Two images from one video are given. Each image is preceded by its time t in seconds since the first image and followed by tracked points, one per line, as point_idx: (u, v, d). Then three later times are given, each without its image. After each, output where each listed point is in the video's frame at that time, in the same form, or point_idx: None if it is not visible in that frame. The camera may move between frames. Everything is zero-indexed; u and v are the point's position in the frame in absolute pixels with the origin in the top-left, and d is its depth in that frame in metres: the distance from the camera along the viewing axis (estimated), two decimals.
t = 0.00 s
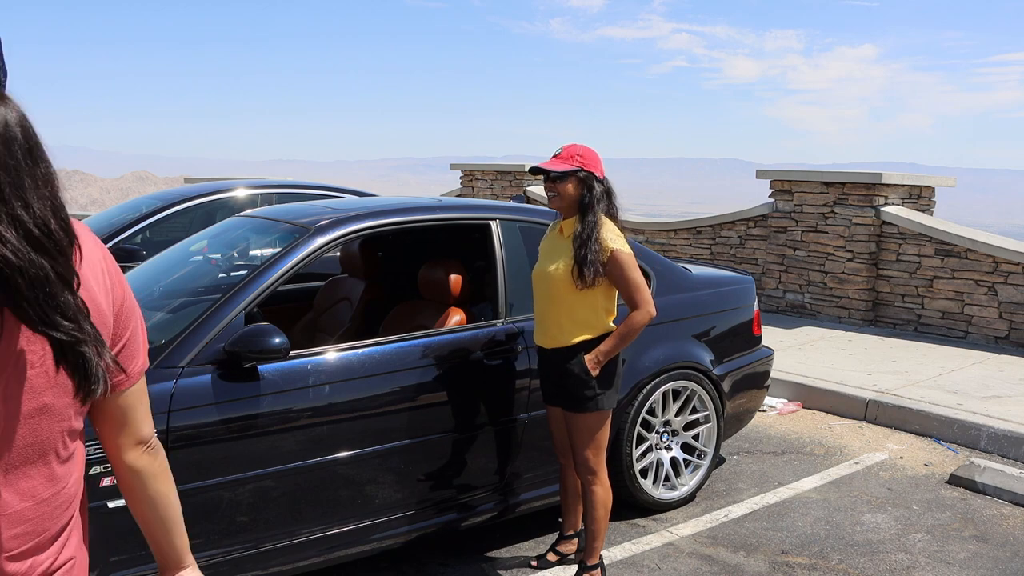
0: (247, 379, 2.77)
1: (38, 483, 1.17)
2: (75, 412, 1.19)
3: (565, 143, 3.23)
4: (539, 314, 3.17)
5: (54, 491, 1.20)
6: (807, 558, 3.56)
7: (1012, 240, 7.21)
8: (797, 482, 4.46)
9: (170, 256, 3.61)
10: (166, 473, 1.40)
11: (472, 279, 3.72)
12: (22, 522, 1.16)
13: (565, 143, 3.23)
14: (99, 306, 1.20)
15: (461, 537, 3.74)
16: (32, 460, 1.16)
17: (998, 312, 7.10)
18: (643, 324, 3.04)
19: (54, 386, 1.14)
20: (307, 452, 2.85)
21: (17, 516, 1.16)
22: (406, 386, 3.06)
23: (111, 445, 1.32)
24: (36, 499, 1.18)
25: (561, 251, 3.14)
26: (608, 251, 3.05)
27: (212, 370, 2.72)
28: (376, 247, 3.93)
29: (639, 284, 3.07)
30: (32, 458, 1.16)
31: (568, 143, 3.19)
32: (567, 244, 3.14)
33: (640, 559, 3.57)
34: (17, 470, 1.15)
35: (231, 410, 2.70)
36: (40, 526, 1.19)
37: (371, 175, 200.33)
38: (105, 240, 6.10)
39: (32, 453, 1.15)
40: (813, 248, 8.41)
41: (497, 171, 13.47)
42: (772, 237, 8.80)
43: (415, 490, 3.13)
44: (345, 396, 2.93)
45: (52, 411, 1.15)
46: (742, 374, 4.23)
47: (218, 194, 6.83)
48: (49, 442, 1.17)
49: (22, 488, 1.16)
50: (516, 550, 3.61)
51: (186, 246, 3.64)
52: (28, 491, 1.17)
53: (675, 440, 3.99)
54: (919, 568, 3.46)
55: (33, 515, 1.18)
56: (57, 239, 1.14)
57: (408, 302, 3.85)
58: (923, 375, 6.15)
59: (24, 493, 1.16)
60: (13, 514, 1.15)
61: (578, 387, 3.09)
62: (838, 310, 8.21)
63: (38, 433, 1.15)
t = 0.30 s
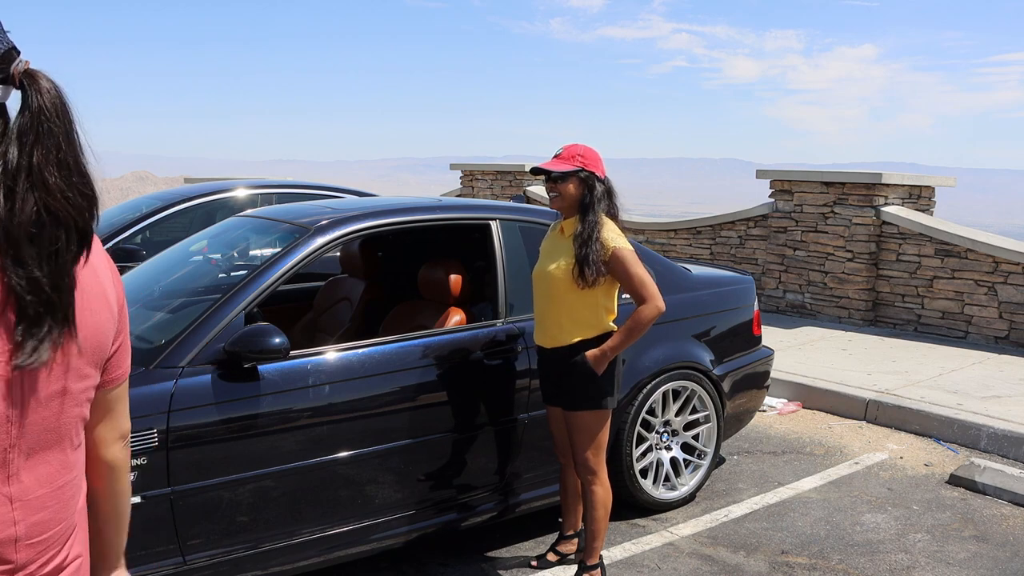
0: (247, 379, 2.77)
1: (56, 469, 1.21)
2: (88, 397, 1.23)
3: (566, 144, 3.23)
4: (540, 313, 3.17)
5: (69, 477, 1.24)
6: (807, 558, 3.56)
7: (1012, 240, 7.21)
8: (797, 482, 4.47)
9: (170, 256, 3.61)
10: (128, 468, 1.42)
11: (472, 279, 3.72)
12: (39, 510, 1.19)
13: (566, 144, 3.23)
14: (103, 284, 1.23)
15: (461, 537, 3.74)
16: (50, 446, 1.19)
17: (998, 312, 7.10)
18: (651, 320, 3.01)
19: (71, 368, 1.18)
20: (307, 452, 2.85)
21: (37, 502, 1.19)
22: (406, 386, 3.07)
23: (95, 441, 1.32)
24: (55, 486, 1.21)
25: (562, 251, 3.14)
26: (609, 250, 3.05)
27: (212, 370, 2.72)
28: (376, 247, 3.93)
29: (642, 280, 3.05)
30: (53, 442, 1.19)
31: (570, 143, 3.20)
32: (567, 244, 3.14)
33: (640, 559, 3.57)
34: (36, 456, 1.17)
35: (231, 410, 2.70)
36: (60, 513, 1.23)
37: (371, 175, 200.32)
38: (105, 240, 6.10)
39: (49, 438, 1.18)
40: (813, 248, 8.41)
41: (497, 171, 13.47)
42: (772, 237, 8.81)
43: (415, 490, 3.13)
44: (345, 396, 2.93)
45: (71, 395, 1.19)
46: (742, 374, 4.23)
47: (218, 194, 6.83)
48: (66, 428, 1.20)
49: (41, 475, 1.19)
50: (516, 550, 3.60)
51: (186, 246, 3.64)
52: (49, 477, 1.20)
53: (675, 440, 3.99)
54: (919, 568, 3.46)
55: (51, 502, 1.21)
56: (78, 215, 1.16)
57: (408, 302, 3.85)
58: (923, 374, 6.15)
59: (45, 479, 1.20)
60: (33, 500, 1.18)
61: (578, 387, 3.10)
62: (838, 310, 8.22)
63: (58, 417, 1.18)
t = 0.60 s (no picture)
0: (247, 380, 2.77)
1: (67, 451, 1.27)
2: (92, 379, 1.30)
3: (569, 144, 3.23)
4: (540, 313, 3.18)
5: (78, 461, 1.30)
6: (807, 558, 3.56)
7: (1012, 240, 7.21)
8: (797, 482, 4.46)
9: (171, 256, 3.61)
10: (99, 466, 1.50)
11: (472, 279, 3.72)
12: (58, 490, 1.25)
13: (569, 144, 3.23)
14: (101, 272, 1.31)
15: (461, 537, 3.74)
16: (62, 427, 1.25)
17: (998, 312, 7.10)
18: (647, 325, 3.02)
19: (79, 349, 1.26)
20: (307, 452, 2.85)
21: (54, 482, 1.24)
22: (406, 386, 3.07)
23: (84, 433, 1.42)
24: (68, 468, 1.27)
25: (564, 251, 3.13)
26: (610, 251, 3.05)
27: (212, 370, 2.72)
28: (376, 247, 3.93)
29: (642, 284, 3.05)
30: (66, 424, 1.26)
31: (572, 144, 3.19)
32: (569, 244, 3.14)
33: (640, 559, 3.57)
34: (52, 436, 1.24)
35: (231, 411, 2.70)
36: (73, 496, 1.29)
37: (371, 175, 200.31)
38: (105, 240, 6.10)
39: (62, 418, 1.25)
40: (813, 248, 8.41)
41: (497, 171, 13.46)
42: (772, 237, 8.80)
43: (415, 490, 3.13)
44: (345, 396, 2.93)
45: (79, 375, 1.27)
46: (742, 374, 4.23)
47: (218, 194, 6.83)
48: (75, 410, 1.27)
49: (55, 456, 1.24)
50: (516, 550, 3.61)
51: (186, 246, 3.64)
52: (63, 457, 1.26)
53: (675, 440, 3.99)
54: (919, 568, 3.46)
55: (65, 485, 1.26)
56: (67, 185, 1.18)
57: (408, 303, 3.85)
58: (923, 375, 6.14)
59: (59, 460, 1.25)
60: (50, 480, 1.23)
61: (577, 388, 3.10)
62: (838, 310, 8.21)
63: (69, 397, 1.25)
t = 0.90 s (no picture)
0: (247, 379, 2.77)
1: (57, 459, 1.19)
2: (87, 385, 1.21)
3: (569, 145, 3.23)
4: (540, 314, 3.18)
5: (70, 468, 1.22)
6: (807, 558, 3.56)
7: (1012, 240, 7.21)
8: (797, 482, 4.46)
9: (171, 256, 3.61)
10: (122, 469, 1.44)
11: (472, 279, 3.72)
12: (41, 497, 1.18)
13: (569, 145, 3.23)
14: (91, 270, 1.19)
15: (461, 537, 3.74)
16: (50, 434, 1.17)
17: (998, 312, 7.10)
18: (648, 324, 3.00)
19: (67, 355, 1.16)
20: (307, 452, 2.85)
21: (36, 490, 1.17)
22: (406, 386, 3.07)
23: (93, 436, 1.36)
24: (55, 476, 1.19)
25: (564, 251, 3.13)
26: (611, 251, 3.04)
27: (212, 370, 2.72)
28: (376, 247, 3.93)
29: (642, 284, 3.04)
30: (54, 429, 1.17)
31: (572, 144, 3.19)
32: (569, 244, 3.14)
33: (640, 559, 3.57)
34: (35, 444, 1.16)
35: (231, 411, 2.70)
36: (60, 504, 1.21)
37: (371, 175, 200.33)
38: (105, 240, 6.09)
39: (50, 425, 1.16)
40: (813, 248, 8.41)
41: (497, 171, 13.47)
42: (772, 237, 8.81)
43: (415, 490, 3.13)
44: (345, 396, 2.93)
45: (68, 381, 1.17)
46: (742, 374, 4.23)
47: (218, 194, 6.83)
48: (66, 416, 1.18)
49: (41, 463, 1.17)
50: (516, 550, 3.61)
51: (186, 246, 3.64)
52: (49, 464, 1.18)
53: (675, 440, 3.99)
54: (919, 568, 3.46)
55: (52, 493, 1.19)
56: None
57: (408, 303, 3.85)
58: (923, 375, 6.14)
59: (46, 466, 1.18)
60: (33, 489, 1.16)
61: (577, 387, 3.10)
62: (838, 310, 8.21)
63: (56, 405, 1.16)
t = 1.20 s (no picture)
0: (247, 379, 2.77)
1: (43, 455, 1.13)
2: (76, 378, 1.16)
3: (569, 145, 3.23)
4: (540, 314, 3.18)
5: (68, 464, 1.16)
6: (807, 558, 3.56)
7: (1012, 240, 7.21)
8: (797, 482, 4.46)
9: (171, 256, 3.61)
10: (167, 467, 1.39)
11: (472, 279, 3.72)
12: (27, 494, 1.12)
13: (569, 145, 3.23)
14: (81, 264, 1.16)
15: (461, 537, 3.74)
16: (33, 429, 1.12)
17: (998, 312, 7.10)
18: (647, 324, 3.00)
19: (45, 346, 1.11)
20: (307, 452, 2.85)
21: (21, 487, 1.12)
22: (406, 386, 3.07)
23: (112, 435, 1.31)
24: (40, 473, 1.13)
25: (565, 251, 3.13)
26: (611, 251, 3.04)
27: (212, 370, 2.72)
28: (376, 247, 3.93)
29: (642, 283, 3.04)
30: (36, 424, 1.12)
31: (572, 144, 3.19)
32: (569, 244, 3.14)
33: (640, 558, 3.57)
34: (14, 441, 1.10)
35: (231, 411, 2.70)
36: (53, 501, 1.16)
37: (371, 175, 200.37)
38: (105, 240, 6.10)
39: (30, 421, 1.11)
40: (813, 248, 8.41)
41: (497, 171, 13.47)
42: (772, 237, 8.81)
43: (415, 490, 3.13)
44: (345, 396, 2.93)
45: (47, 374, 1.11)
46: (742, 374, 4.23)
47: (218, 194, 6.83)
48: (49, 410, 1.13)
49: (26, 459, 1.12)
50: (516, 550, 3.60)
51: (186, 246, 3.64)
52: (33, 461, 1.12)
53: (675, 440, 3.99)
54: (919, 568, 3.46)
55: (41, 489, 1.14)
56: None
57: (408, 303, 3.85)
58: (923, 375, 6.14)
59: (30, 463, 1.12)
60: (18, 485, 1.11)
61: (577, 388, 3.10)
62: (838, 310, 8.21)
63: (36, 398, 1.11)
